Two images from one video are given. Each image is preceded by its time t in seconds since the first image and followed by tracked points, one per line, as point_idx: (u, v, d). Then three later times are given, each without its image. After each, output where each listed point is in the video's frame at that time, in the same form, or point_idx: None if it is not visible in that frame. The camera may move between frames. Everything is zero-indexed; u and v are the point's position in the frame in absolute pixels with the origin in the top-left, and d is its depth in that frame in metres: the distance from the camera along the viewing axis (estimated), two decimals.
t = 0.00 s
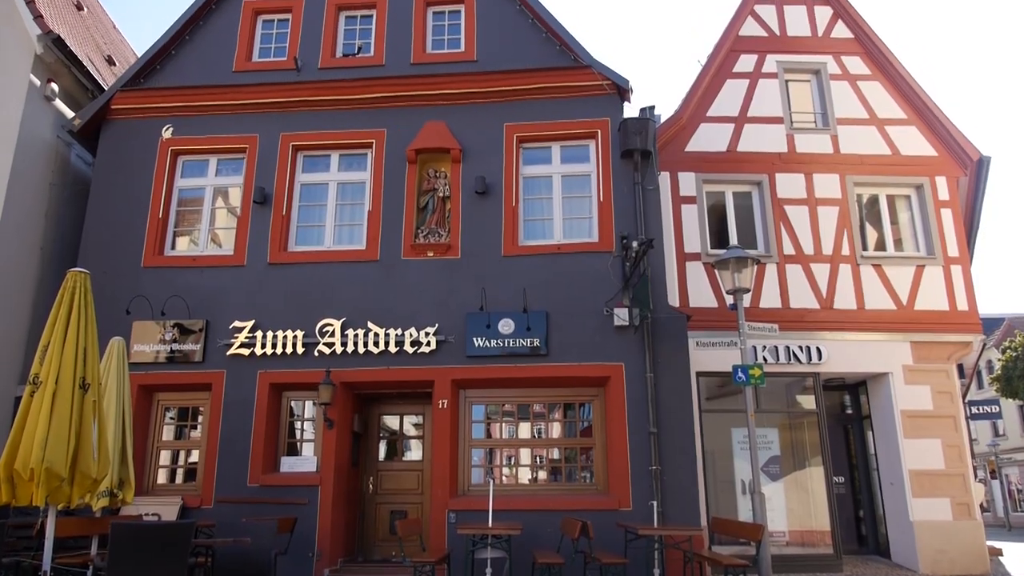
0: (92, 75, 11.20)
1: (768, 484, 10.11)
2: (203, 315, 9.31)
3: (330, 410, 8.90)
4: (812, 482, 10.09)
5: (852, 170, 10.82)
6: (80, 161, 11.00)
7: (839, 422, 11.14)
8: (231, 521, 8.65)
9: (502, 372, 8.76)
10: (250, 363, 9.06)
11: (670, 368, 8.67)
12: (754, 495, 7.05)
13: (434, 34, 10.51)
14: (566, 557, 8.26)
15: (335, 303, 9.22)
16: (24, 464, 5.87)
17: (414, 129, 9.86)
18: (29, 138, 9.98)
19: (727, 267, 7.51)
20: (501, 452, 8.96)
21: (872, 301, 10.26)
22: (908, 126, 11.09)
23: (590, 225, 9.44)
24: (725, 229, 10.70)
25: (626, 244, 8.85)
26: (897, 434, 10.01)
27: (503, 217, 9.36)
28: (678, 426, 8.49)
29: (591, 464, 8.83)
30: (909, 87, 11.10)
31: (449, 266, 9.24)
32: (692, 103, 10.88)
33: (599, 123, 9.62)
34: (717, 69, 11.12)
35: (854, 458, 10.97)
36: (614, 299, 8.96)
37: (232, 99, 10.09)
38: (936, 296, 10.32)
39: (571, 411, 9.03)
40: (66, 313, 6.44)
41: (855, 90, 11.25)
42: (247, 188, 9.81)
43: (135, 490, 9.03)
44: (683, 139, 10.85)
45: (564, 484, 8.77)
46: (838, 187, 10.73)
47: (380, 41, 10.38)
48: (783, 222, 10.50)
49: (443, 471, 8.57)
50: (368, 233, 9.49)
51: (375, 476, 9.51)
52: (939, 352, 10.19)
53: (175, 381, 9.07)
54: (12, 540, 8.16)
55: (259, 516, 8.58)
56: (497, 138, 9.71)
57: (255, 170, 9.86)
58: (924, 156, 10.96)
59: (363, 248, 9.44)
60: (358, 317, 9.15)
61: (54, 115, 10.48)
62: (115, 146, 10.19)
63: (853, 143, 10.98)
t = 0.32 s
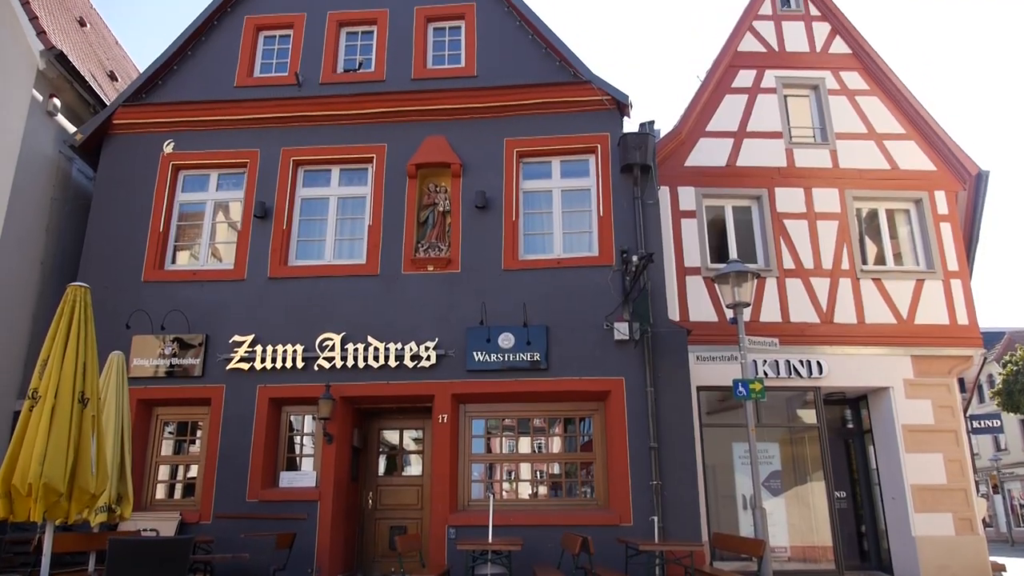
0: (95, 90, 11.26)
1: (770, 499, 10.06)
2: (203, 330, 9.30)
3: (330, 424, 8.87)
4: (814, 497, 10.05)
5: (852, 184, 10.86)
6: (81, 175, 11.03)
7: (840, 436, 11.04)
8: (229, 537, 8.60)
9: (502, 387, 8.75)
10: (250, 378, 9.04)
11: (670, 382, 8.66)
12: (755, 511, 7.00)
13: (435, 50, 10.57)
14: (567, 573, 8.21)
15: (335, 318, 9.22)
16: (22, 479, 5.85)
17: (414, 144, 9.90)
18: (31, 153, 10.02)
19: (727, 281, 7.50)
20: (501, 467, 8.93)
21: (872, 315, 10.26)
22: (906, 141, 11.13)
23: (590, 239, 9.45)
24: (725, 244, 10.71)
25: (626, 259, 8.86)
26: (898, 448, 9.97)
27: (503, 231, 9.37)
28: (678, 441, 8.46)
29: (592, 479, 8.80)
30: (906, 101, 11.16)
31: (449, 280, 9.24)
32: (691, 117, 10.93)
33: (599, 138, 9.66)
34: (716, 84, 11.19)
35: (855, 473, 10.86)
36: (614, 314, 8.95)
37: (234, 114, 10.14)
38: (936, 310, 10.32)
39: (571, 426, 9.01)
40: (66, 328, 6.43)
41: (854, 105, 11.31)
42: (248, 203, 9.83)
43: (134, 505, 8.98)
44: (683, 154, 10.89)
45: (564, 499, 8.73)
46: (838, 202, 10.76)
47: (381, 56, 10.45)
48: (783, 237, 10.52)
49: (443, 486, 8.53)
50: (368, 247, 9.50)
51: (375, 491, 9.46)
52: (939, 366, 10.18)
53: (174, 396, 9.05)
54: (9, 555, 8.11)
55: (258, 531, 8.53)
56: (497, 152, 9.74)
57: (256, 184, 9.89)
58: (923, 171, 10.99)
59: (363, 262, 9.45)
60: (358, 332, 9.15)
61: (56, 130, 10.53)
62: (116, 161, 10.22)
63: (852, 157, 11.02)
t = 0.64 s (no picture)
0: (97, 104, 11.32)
1: (771, 513, 10.01)
2: (203, 343, 9.29)
3: (330, 438, 8.84)
4: (815, 511, 10.01)
5: (852, 198, 10.88)
6: (83, 189, 11.06)
7: (841, 450, 10.99)
8: (228, 551, 8.55)
9: (502, 400, 8.73)
10: (250, 391, 9.03)
11: (671, 396, 8.64)
12: (757, 525, 6.96)
13: (435, 64, 10.63)
14: None
15: (335, 331, 9.21)
16: (21, 494, 5.83)
17: (415, 158, 9.93)
18: (33, 166, 10.05)
19: (727, 294, 7.51)
20: (502, 480, 8.89)
21: (873, 329, 10.25)
22: (905, 154, 11.17)
23: (590, 252, 9.46)
24: (725, 257, 10.72)
25: (626, 272, 8.87)
26: (900, 462, 9.94)
27: (503, 245, 9.39)
28: (680, 454, 8.43)
29: (593, 493, 8.76)
30: (905, 115, 11.21)
31: (449, 294, 9.24)
32: (691, 131, 10.97)
33: (599, 152, 9.69)
34: (715, 98, 11.24)
35: (857, 486, 10.87)
36: (615, 327, 8.95)
37: (235, 128, 10.19)
38: (937, 324, 10.32)
39: (572, 440, 8.98)
40: (66, 342, 6.43)
41: (853, 119, 11.36)
42: (249, 216, 9.86)
43: (133, 520, 8.94)
44: (683, 167, 10.91)
45: (565, 513, 8.69)
46: (838, 215, 10.78)
47: (382, 70, 10.50)
48: (783, 249, 10.53)
49: (443, 501, 8.49)
50: (368, 260, 9.51)
51: (374, 505, 9.42)
52: (941, 379, 10.16)
53: (174, 409, 9.03)
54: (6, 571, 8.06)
55: (257, 546, 8.48)
56: (498, 166, 9.77)
57: (257, 198, 9.92)
58: (923, 184, 11.02)
59: (363, 275, 9.46)
60: (358, 345, 9.14)
61: (58, 144, 10.57)
62: (117, 174, 10.25)
63: (852, 171, 11.05)
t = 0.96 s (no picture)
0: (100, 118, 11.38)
1: (774, 527, 9.96)
2: (204, 356, 9.29)
3: (330, 451, 8.81)
4: (818, 525, 9.94)
5: (852, 211, 10.89)
6: (85, 202, 11.09)
7: (843, 464, 10.93)
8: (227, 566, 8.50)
9: (503, 414, 8.70)
10: (251, 404, 9.01)
11: (673, 409, 8.61)
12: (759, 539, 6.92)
13: (437, 78, 10.69)
14: None
15: (336, 344, 9.21)
16: (21, 508, 5.83)
17: (416, 171, 9.96)
18: (35, 180, 10.08)
19: (728, 307, 7.51)
20: (503, 494, 8.85)
21: (875, 341, 10.23)
22: (905, 167, 11.19)
23: (591, 265, 9.46)
24: (726, 270, 10.74)
25: (628, 285, 8.88)
26: (904, 475, 9.89)
27: (504, 258, 9.39)
28: (683, 468, 8.39)
29: (594, 507, 8.72)
30: (905, 128, 11.25)
31: (450, 306, 9.24)
32: (692, 145, 11.00)
33: (600, 165, 9.71)
34: (716, 111, 11.28)
35: (861, 501, 10.85)
36: (616, 340, 8.94)
37: (237, 141, 10.23)
38: (939, 336, 10.30)
39: (573, 453, 8.95)
40: (67, 355, 6.43)
41: (853, 132, 11.39)
42: (250, 229, 9.88)
43: (132, 534, 8.90)
44: (684, 180, 10.94)
45: (566, 527, 8.64)
46: (839, 228, 10.79)
47: (384, 84, 10.55)
48: (784, 262, 10.53)
49: (444, 515, 8.45)
50: (369, 273, 9.51)
51: (375, 519, 9.39)
52: (943, 393, 10.13)
53: (175, 423, 9.01)
54: None
55: (257, 560, 8.44)
56: (499, 179, 9.80)
57: (259, 211, 9.95)
58: (923, 197, 11.04)
59: (365, 288, 9.46)
60: (359, 358, 9.13)
61: (60, 157, 10.60)
62: (119, 188, 10.28)
63: (852, 184, 11.07)
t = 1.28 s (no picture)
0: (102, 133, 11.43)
1: (777, 543, 9.89)
2: (204, 371, 9.27)
3: (330, 467, 8.78)
4: (821, 540, 9.88)
5: (852, 225, 10.91)
6: (87, 218, 11.12)
7: (846, 478, 10.90)
8: None
9: (504, 429, 8.67)
10: (251, 420, 8.99)
11: (674, 424, 8.58)
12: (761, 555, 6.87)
13: (438, 93, 10.74)
14: None
15: (336, 358, 9.19)
16: (19, 524, 5.81)
17: (417, 186, 9.99)
18: (38, 195, 10.11)
19: (729, 321, 7.48)
20: (504, 510, 8.80)
21: (876, 355, 10.21)
22: (905, 182, 11.22)
23: (592, 279, 9.46)
24: (727, 284, 10.74)
25: (628, 299, 8.88)
26: (906, 491, 9.84)
27: (505, 273, 9.40)
28: (685, 483, 8.35)
29: (596, 522, 8.67)
30: (904, 143, 11.29)
31: (450, 321, 9.24)
32: (692, 159, 11.03)
33: (600, 180, 9.74)
34: (716, 126, 11.32)
35: (864, 516, 10.78)
36: (617, 354, 8.92)
37: (239, 156, 10.27)
38: (941, 351, 10.28)
39: (575, 468, 8.92)
40: (67, 370, 6.42)
41: (852, 147, 11.43)
42: (252, 244, 9.91)
43: (131, 550, 8.85)
44: (684, 195, 10.97)
45: (567, 543, 8.60)
46: (839, 242, 10.80)
47: (385, 99, 10.61)
48: (785, 277, 10.53)
49: (444, 530, 8.39)
50: (370, 287, 9.51)
51: (375, 535, 9.34)
52: (945, 407, 10.10)
53: (175, 438, 8.99)
54: None
55: None
56: (499, 194, 9.82)
57: (260, 225, 9.97)
58: (923, 211, 11.06)
59: (365, 303, 9.46)
60: (359, 373, 9.11)
61: (63, 172, 10.65)
62: (121, 203, 10.31)
63: (852, 198, 11.09)
